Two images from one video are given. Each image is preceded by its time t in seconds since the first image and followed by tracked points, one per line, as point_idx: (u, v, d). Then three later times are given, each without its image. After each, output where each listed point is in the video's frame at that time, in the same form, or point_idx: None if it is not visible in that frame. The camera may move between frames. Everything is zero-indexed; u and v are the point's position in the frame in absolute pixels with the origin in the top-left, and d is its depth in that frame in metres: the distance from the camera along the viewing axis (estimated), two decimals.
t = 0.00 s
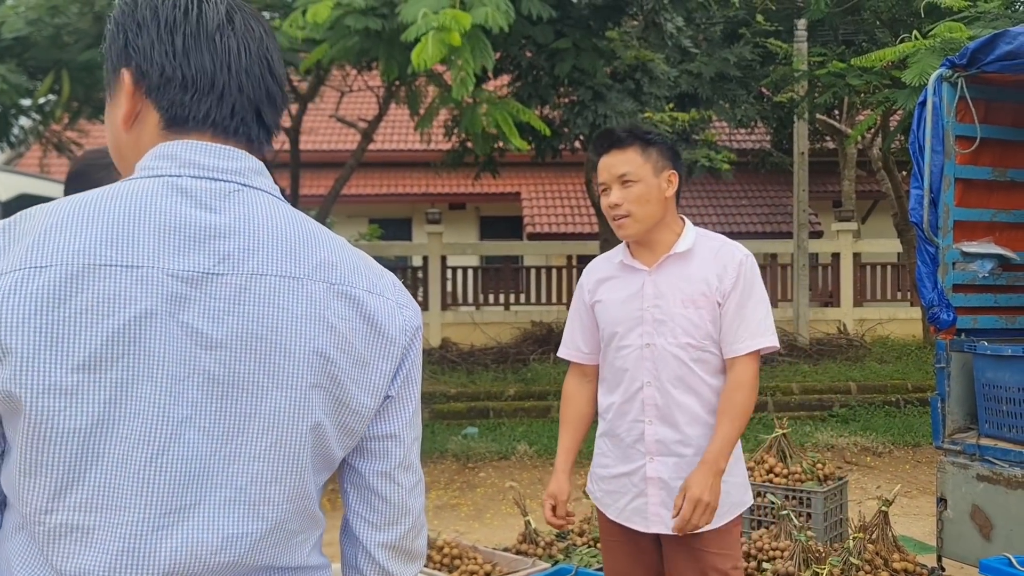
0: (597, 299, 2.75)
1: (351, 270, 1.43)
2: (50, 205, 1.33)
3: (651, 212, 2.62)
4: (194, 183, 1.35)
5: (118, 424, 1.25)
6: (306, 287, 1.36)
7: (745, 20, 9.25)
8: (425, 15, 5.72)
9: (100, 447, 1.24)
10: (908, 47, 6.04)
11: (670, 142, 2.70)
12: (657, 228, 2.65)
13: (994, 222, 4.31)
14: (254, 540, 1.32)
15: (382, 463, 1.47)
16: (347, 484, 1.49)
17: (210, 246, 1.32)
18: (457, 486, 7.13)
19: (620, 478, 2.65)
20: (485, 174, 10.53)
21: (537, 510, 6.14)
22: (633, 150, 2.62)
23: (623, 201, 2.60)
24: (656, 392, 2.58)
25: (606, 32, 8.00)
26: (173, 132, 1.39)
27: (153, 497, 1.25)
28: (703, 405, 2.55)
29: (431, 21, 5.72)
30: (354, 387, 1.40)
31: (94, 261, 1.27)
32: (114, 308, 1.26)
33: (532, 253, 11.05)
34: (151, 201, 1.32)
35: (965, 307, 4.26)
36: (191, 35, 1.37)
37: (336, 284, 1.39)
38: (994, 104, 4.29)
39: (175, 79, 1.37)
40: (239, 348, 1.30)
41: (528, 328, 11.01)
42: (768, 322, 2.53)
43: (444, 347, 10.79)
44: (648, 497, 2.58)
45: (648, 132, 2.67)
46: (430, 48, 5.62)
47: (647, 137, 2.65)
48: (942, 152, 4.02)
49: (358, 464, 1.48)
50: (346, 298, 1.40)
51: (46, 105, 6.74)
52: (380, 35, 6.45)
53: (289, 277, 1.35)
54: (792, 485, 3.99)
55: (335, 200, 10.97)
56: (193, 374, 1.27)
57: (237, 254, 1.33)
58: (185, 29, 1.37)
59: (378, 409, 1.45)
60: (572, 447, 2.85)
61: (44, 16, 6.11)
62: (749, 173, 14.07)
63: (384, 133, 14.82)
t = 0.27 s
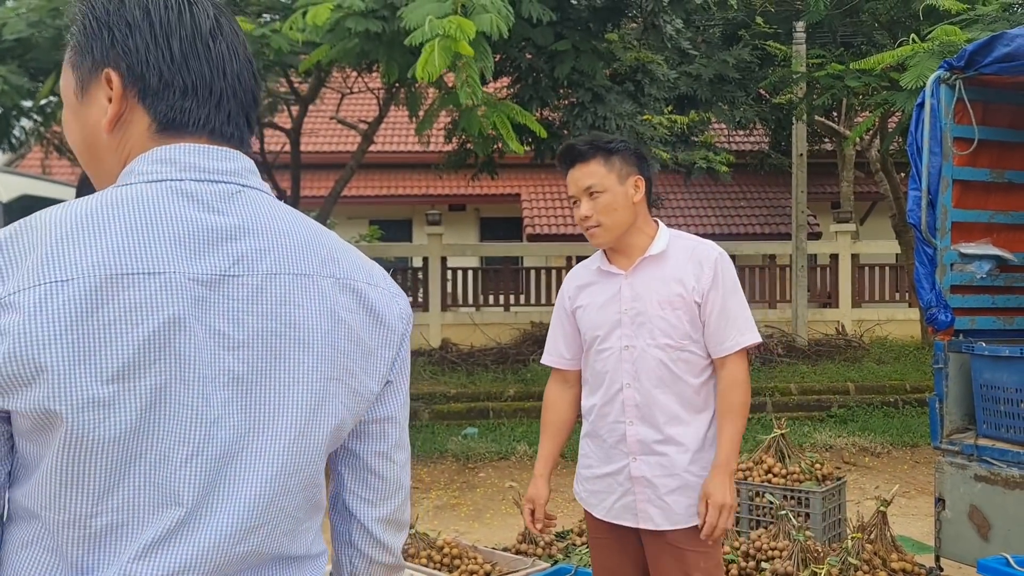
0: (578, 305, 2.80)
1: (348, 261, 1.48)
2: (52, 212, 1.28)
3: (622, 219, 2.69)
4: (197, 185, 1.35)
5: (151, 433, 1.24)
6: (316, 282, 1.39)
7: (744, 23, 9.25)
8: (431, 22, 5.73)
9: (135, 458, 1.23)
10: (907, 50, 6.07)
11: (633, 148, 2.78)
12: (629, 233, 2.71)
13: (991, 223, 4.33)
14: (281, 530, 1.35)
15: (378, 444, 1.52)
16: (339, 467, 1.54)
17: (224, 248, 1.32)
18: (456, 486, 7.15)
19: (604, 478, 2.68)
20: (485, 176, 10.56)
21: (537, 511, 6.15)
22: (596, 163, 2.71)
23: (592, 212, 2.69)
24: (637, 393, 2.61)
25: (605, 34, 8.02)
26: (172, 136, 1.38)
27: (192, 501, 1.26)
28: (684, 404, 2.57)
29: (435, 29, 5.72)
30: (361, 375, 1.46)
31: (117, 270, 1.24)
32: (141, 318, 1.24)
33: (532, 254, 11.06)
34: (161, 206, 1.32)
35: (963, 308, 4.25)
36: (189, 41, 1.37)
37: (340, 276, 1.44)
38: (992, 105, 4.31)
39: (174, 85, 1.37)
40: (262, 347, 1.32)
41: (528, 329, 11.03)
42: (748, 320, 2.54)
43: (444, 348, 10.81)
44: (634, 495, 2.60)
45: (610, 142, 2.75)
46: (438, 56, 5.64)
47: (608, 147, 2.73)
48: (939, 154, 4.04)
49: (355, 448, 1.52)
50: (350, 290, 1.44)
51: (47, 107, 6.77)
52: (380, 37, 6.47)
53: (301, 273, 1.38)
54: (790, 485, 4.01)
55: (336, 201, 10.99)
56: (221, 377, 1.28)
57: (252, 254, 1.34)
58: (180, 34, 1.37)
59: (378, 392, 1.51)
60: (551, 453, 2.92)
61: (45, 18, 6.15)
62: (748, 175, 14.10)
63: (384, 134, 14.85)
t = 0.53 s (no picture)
0: (566, 305, 2.81)
1: (334, 257, 1.50)
2: (51, 218, 1.24)
3: (603, 219, 2.70)
4: (190, 188, 1.35)
5: (168, 437, 1.23)
6: (312, 279, 1.41)
7: (742, 24, 9.20)
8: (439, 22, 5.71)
9: (153, 463, 1.22)
10: (904, 52, 6.08)
11: (617, 149, 2.78)
12: (612, 233, 2.71)
13: (988, 224, 4.35)
14: (285, 523, 1.36)
15: (363, 435, 1.55)
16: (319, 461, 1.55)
17: (226, 249, 1.33)
18: (454, 487, 7.15)
19: (591, 477, 2.67)
20: (483, 176, 10.56)
21: (535, 512, 6.15)
22: (578, 165, 2.72)
23: (575, 214, 2.71)
24: (620, 393, 2.61)
25: (603, 35, 8.03)
26: (157, 138, 1.38)
27: (209, 502, 1.26)
28: (666, 403, 2.57)
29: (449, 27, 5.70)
30: (354, 368, 1.48)
31: (127, 276, 1.22)
32: (155, 323, 1.22)
33: (529, 255, 11.07)
34: (159, 210, 1.31)
35: (960, 308, 4.26)
36: (171, 43, 1.37)
37: (331, 272, 1.46)
38: (989, 106, 4.31)
39: (157, 88, 1.36)
40: (268, 345, 1.33)
41: (526, 329, 11.03)
42: (732, 320, 2.54)
43: (442, 348, 10.81)
44: (618, 494, 2.59)
45: (593, 144, 2.75)
46: (445, 56, 5.63)
47: (591, 149, 2.73)
48: (937, 155, 4.05)
49: (341, 440, 1.53)
50: (339, 286, 1.47)
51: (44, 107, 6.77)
52: (378, 38, 6.47)
53: (299, 271, 1.39)
54: (788, 485, 4.01)
55: (334, 202, 10.99)
56: (232, 377, 1.29)
57: (252, 254, 1.35)
58: (160, 34, 1.36)
59: (367, 384, 1.53)
60: (543, 453, 2.92)
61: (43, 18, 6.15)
62: (746, 176, 14.11)
63: (382, 135, 14.85)
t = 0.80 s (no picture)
0: (564, 305, 2.81)
1: (327, 254, 1.50)
2: (48, 220, 1.24)
3: (600, 219, 2.70)
4: (183, 187, 1.35)
5: (168, 435, 1.23)
6: (307, 276, 1.41)
7: (740, 23, 9.19)
8: (439, 20, 5.74)
9: (152, 461, 1.22)
10: (902, 52, 6.09)
11: (616, 149, 2.77)
12: (609, 232, 2.71)
13: (986, 223, 4.35)
14: (284, 520, 1.36)
15: (356, 432, 1.55)
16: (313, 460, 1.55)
17: (221, 247, 1.32)
18: (453, 487, 7.15)
19: (586, 477, 2.67)
20: (481, 177, 10.56)
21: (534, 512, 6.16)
22: (576, 165, 2.72)
23: (572, 213, 2.71)
24: (615, 392, 2.61)
25: (601, 35, 8.03)
26: (167, 137, 1.39)
27: (209, 499, 1.26)
28: (661, 403, 2.57)
29: (450, 25, 5.73)
30: (349, 365, 1.48)
31: (124, 275, 1.22)
32: (153, 323, 1.22)
33: (528, 255, 11.07)
34: (155, 209, 1.30)
35: (958, 309, 4.27)
36: (180, 45, 1.38)
37: (325, 269, 1.46)
38: (988, 106, 4.32)
39: (164, 89, 1.37)
40: (264, 342, 1.33)
41: (524, 329, 11.03)
42: (726, 320, 2.53)
43: (440, 349, 10.81)
44: (612, 494, 2.59)
45: (591, 144, 2.75)
46: (445, 53, 5.61)
47: (589, 150, 2.73)
48: (935, 155, 4.05)
49: (336, 438, 1.53)
50: (334, 284, 1.47)
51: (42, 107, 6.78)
52: (375, 38, 6.47)
53: (293, 268, 1.39)
54: (787, 485, 4.01)
55: (332, 202, 10.99)
56: (229, 374, 1.29)
57: (247, 251, 1.35)
58: (167, 36, 1.37)
59: (362, 381, 1.54)
60: (544, 454, 2.92)
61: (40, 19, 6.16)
62: (744, 176, 14.12)
63: (380, 136, 14.85)
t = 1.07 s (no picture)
0: (565, 302, 2.80)
1: (329, 252, 1.48)
2: (42, 218, 1.24)
3: (600, 217, 2.69)
4: (179, 184, 1.34)
5: (160, 433, 1.22)
6: (305, 273, 1.40)
7: (740, 23, 9.19)
8: (434, 18, 5.74)
9: (145, 459, 1.21)
10: (901, 51, 6.09)
11: (619, 148, 2.78)
12: (611, 231, 2.71)
13: (986, 223, 4.35)
14: (283, 520, 1.35)
15: (361, 432, 1.54)
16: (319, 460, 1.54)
17: (216, 244, 1.32)
18: (453, 487, 7.15)
19: (584, 475, 2.67)
20: (480, 176, 10.55)
21: (533, 512, 6.16)
22: (578, 163, 2.71)
23: (574, 211, 2.70)
24: (613, 390, 2.60)
25: (600, 35, 8.02)
26: (171, 133, 1.39)
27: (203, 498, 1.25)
28: (658, 401, 2.56)
29: (445, 22, 5.75)
30: (350, 363, 1.47)
31: (116, 273, 1.22)
32: (145, 320, 1.21)
33: (527, 255, 11.06)
34: (149, 206, 1.30)
35: (958, 308, 4.26)
36: (185, 43, 1.39)
37: (325, 267, 1.45)
38: (987, 105, 4.31)
39: (169, 86, 1.38)
40: (259, 340, 1.32)
41: (523, 329, 11.02)
42: (724, 320, 2.51)
43: (439, 349, 10.81)
44: (608, 492, 2.59)
45: (594, 143, 2.75)
46: (439, 50, 5.62)
47: (592, 148, 2.73)
48: (935, 154, 4.04)
49: (341, 438, 1.52)
50: (335, 281, 1.46)
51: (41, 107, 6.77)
52: (373, 37, 6.45)
53: (291, 266, 1.38)
54: (787, 485, 4.00)
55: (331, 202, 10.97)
56: (223, 372, 1.28)
57: (243, 248, 1.34)
58: (173, 33, 1.38)
59: (364, 380, 1.53)
60: (545, 442, 2.91)
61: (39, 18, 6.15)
62: (743, 176, 14.12)
63: (379, 136, 14.83)
